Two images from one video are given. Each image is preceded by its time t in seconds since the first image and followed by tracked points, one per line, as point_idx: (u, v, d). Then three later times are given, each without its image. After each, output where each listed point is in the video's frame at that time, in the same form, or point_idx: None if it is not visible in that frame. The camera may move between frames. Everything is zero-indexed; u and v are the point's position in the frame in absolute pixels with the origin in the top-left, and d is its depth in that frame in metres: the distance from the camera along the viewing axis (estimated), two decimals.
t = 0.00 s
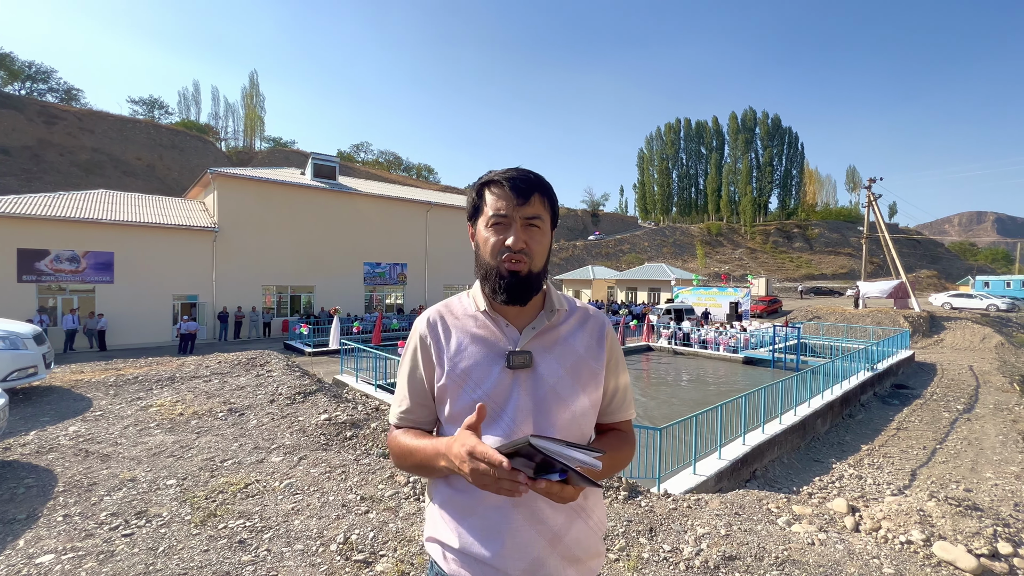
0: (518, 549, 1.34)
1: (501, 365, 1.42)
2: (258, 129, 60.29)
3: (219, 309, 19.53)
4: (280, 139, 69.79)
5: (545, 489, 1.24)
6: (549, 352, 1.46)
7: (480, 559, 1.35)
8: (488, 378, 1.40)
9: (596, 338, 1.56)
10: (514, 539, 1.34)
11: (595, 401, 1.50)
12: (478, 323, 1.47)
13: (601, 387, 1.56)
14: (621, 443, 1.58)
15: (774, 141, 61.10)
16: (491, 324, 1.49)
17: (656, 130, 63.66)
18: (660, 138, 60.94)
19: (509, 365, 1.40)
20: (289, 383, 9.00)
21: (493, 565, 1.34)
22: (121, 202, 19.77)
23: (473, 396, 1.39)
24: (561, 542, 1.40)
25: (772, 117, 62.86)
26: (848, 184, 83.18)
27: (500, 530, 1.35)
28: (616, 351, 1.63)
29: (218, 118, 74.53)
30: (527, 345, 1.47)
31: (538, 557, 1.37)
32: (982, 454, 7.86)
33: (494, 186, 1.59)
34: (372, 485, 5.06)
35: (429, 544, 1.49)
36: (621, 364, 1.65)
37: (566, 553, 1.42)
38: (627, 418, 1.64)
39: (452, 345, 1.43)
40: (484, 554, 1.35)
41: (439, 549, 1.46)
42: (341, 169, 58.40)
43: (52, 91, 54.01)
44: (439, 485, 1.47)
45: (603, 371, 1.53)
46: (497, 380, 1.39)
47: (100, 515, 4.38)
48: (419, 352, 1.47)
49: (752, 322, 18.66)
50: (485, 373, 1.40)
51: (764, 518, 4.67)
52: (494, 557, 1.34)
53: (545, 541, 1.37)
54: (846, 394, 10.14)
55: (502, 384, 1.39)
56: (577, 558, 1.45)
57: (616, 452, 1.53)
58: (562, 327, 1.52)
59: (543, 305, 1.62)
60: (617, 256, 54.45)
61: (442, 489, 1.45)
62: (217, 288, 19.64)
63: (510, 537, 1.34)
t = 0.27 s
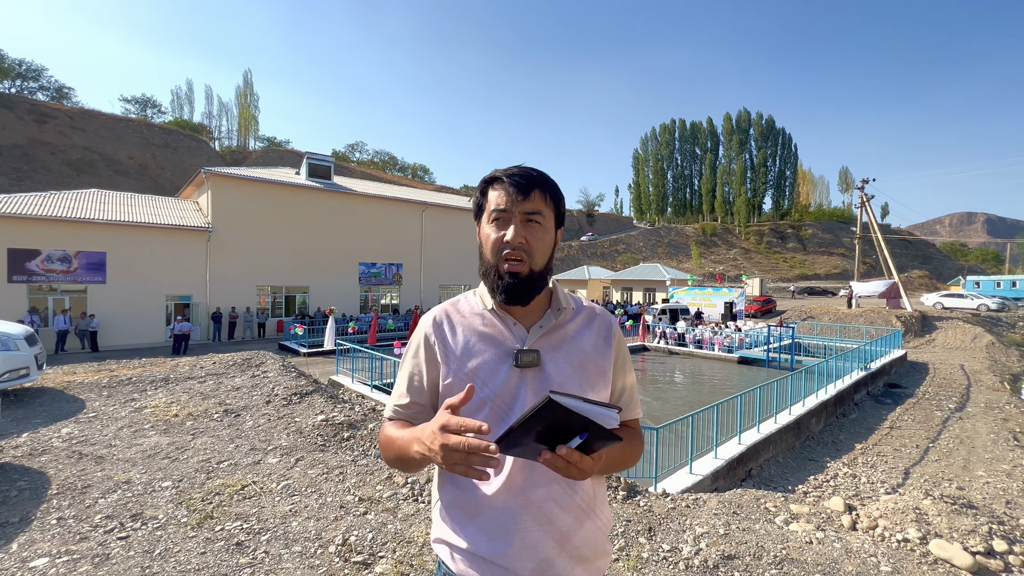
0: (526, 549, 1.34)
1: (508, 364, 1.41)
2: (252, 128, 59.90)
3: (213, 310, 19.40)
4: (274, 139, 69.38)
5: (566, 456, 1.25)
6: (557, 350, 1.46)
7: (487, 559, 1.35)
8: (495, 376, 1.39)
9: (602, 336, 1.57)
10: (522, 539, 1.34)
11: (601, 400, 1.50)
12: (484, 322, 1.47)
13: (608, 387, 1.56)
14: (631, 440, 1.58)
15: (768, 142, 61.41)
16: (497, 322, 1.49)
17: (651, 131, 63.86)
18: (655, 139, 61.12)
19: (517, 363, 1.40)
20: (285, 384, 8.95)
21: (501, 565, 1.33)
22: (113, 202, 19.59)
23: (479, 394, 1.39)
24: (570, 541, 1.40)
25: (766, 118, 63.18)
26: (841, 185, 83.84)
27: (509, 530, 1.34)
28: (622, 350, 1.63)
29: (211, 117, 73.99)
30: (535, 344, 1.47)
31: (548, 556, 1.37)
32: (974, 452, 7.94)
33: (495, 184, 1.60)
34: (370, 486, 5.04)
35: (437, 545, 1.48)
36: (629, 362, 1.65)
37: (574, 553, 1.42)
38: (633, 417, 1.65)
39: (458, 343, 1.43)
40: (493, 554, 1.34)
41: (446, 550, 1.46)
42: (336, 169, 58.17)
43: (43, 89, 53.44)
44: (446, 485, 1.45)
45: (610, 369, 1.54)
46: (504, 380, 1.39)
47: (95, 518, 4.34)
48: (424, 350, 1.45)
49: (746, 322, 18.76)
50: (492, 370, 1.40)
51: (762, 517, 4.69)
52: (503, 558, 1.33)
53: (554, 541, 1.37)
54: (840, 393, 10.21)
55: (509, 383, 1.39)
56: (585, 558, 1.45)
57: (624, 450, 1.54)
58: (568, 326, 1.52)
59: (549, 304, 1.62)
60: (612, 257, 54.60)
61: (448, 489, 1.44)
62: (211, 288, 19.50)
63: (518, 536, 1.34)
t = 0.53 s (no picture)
0: (538, 548, 1.34)
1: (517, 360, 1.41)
2: (244, 127, 59.45)
3: (205, 310, 19.24)
4: (267, 138, 68.95)
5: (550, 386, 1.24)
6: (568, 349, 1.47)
7: (497, 558, 1.35)
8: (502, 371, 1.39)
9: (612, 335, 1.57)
10: (533, 537, 1.34)
11: (610, 394, 1.50)
12: (492, 319, 1.48)
13: (618, 384, 1.56)
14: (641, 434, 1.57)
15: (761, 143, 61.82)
16: (505, 320, 1.49)
17: (645, 132, 64.09)
18: (649, 139, 61.35)
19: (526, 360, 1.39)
20: (280, 385, 8.89)
21: (511, 564, 1.34)
22: (103, 202, 19.37)
23: (486, 389, 1.38)
24: (580, 540, 1.40)
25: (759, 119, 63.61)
26: (833, 186, 84.56)
27: (518, 528, 1.34)
28: (630, 347, 1.64)
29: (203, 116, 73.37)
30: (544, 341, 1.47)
31: (558, 556, 1.36)
32: (964, 450, 8.04)
33: (498, 186, 1.61)
34: (367, 487, 5.03)
35: (445, 546, 1.48)
36: (636, 361, 1.66)
37: (584, 551, 1.42)
38: (646, 415, 1.63)
39: (466, 339, 1.43)
40: (504, 553, 1.34)
41: (455, 551, 1.45)
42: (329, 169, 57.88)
43: (32, 87, 52.77)
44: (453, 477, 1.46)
45: (619, 365, 1.54)
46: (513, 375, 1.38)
47: (88, 521, 4.28)
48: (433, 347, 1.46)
49: (740, 322, 18.87)
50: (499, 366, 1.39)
51: (758, 516, 4.71)
52: (514, 556, 1.33)
53: (564, 541, 1.37)
54: (832, 392, 10.30)
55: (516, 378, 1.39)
56: (595, 556, 1.45)
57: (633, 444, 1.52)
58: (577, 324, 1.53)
59: (558, 304, 1.62)
60: (607, 257, 54.80)
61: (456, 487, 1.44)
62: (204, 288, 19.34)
63: (529, 534, 1.33)
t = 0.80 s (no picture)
0: (540, 545, 1.34)
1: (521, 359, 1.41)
2: (235, 126, 58.90)
3: (196, 311, 19.05)
4: (259, 137, 68.37)
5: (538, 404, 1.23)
6: (571, 349, 1.47)
7: (499, 555, 1.35)
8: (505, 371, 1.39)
9: (614, 336, 1.58)
10: (536, 534, 1.34)
11: (610, 394, 1.51)
12: (497, 319, 1.48)
13: (621, 383, 1.57)
14: (642, 435, 1.57)
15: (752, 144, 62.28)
16: (509, 319, 1.49)
17: (638, 132, 64.37)
18: (642, 140, 61.62)
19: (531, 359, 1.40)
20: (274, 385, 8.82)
21: (513, 561, 1.34)
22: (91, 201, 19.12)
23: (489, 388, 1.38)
24: (582, 538, 1.41)
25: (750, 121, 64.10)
26: (823, 187, 85.47)
27: (521, 524, 1.34)
28: (632, 346, 1.65)
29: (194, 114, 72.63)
30: (547, 341, 1.48)
31: (560, 554, 1.37)
32: (953, 447, 8.16)
33: (498, 187, 1.61)
34: (363, 487, 5.01)
35: (448, 544, 1.48)
36: (639, 361, 1.66)
37: (586, 550, 1.42)
38: (649, 414, 1.63)
39: (470, 338, 1.43)
40: (506, 550, 1.34)
41: (458, 548, 1.45)
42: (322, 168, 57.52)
43: (18, 84, 51.91)
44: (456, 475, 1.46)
45: (621, 366, 1.54)
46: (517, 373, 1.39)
47: (79, 524, 4.23)
48: (436, 345, 1.47)
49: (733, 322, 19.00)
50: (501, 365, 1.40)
51: (753, 513, 4.75)
52: (517, 554, 1.33)
53: (566, 539, 1.38)
54: (823, 391, 10.41)
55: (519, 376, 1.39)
56: (597, 554, 1.46)
57: (635, 443, 1.53)
58: (580, 323, 1.54)
59: (561, 302, 1.63)
60: (600, 257, 54.98)
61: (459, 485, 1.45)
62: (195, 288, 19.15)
63: (531, 531, 1.34)
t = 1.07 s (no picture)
0: (536, 544, 1.35)
1: (519, 360, 1.42)
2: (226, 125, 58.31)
3: (186, 311, 18.84)
4: (249, 136, 67.72)
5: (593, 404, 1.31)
6: (565, 346, 1.48)
7: (496, 554, 1.36)
8: (504, 371, 1.40)
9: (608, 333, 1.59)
10: (532, 532, 1.34)
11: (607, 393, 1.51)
12: (493, 320, 1.48)
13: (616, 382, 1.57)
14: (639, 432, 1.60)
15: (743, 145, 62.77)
16: (505, 320, 1.49)
17: (631, 133, 64.62)
18: (634, 141, 61.90)
19: (527, 359, 1.40)
20: (266, 386, 8.75)
21: (510, 559, 1.35)
22: (79, 200, 18.87)
23: (489, 389, 1.38)
24: (578, 537, 1.41)
25: (741, 122, 64.59)
26: (812, 188, 86.43)
27: (518, 523, 1.34)
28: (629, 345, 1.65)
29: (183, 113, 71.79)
30: (544, 340, 1.48)
31: (556, 552, 1.37)
32: (939, 445, 8.29)
33: (491, 189, 1.61)
34: (358, 488, 4.99)
35: (446, 543, 1.49)
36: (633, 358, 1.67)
37: (582, 547, 1.42)
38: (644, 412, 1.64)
39: (469, 340, 1.43)
40: (503, 550, 1.35)
41: (454, 548, 1.46)
42: (314, 168, 57.17)
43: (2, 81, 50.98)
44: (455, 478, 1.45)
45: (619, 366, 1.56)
46: (514, 375, 1.39)
47: (69, 528, 4.17)
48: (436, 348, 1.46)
49: (724, 322, 19.15)
50: (501, 365, 1.41)
51: (746, 511, 4.80)
52: (512, 552, 1.34)
53: (562, 537, 1.38)
54: (813, 390, 10.53)
55: (519, 378, 1.39)
56: (592, 553, 1.46)
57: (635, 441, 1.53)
58: (576, 322, 1.53)
59: (556, 301, 1.62)
60: (593, 258, 55.15)
61: (456, 485, 1.45)
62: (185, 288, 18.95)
63: (527, 529, 1.34)
